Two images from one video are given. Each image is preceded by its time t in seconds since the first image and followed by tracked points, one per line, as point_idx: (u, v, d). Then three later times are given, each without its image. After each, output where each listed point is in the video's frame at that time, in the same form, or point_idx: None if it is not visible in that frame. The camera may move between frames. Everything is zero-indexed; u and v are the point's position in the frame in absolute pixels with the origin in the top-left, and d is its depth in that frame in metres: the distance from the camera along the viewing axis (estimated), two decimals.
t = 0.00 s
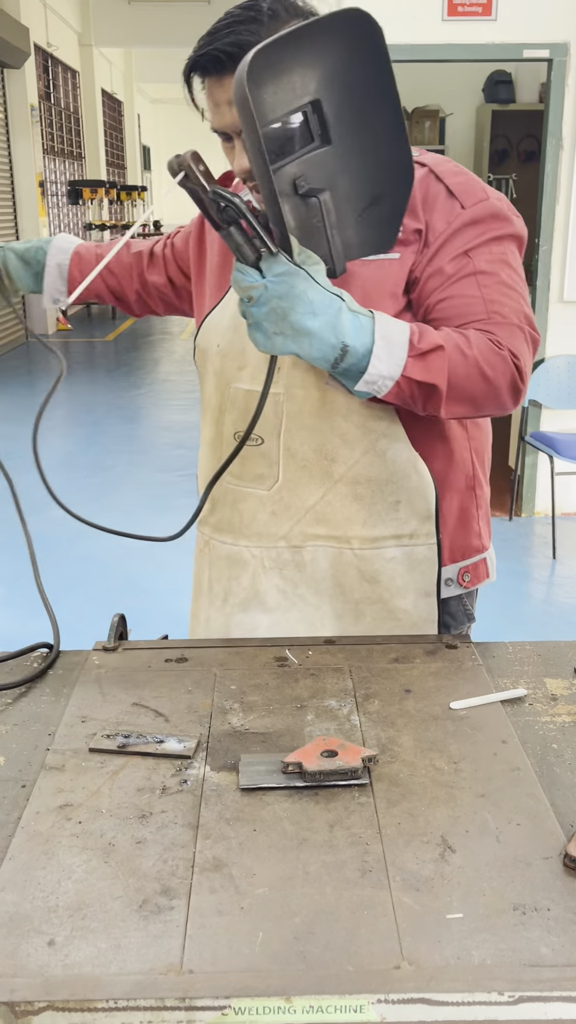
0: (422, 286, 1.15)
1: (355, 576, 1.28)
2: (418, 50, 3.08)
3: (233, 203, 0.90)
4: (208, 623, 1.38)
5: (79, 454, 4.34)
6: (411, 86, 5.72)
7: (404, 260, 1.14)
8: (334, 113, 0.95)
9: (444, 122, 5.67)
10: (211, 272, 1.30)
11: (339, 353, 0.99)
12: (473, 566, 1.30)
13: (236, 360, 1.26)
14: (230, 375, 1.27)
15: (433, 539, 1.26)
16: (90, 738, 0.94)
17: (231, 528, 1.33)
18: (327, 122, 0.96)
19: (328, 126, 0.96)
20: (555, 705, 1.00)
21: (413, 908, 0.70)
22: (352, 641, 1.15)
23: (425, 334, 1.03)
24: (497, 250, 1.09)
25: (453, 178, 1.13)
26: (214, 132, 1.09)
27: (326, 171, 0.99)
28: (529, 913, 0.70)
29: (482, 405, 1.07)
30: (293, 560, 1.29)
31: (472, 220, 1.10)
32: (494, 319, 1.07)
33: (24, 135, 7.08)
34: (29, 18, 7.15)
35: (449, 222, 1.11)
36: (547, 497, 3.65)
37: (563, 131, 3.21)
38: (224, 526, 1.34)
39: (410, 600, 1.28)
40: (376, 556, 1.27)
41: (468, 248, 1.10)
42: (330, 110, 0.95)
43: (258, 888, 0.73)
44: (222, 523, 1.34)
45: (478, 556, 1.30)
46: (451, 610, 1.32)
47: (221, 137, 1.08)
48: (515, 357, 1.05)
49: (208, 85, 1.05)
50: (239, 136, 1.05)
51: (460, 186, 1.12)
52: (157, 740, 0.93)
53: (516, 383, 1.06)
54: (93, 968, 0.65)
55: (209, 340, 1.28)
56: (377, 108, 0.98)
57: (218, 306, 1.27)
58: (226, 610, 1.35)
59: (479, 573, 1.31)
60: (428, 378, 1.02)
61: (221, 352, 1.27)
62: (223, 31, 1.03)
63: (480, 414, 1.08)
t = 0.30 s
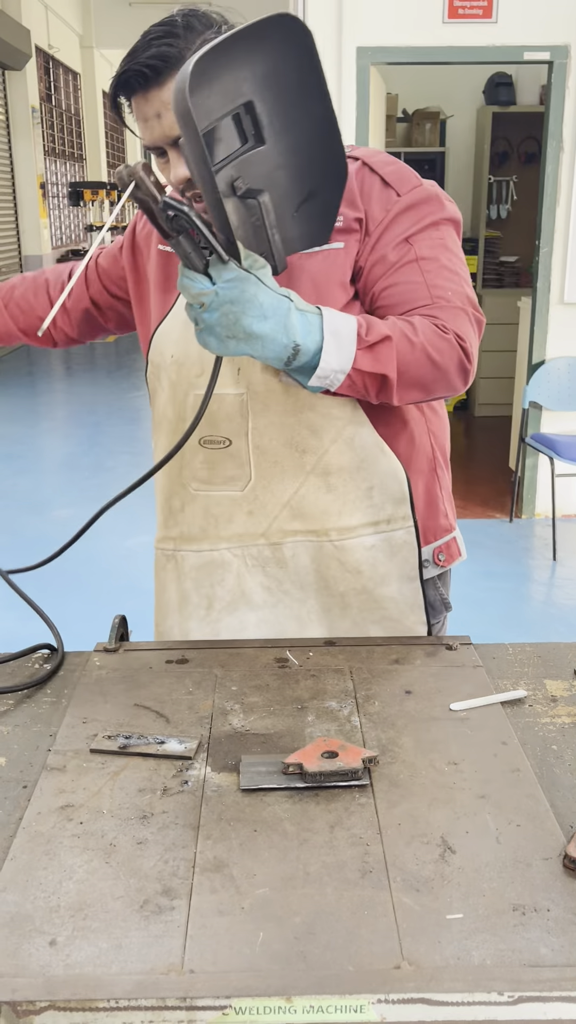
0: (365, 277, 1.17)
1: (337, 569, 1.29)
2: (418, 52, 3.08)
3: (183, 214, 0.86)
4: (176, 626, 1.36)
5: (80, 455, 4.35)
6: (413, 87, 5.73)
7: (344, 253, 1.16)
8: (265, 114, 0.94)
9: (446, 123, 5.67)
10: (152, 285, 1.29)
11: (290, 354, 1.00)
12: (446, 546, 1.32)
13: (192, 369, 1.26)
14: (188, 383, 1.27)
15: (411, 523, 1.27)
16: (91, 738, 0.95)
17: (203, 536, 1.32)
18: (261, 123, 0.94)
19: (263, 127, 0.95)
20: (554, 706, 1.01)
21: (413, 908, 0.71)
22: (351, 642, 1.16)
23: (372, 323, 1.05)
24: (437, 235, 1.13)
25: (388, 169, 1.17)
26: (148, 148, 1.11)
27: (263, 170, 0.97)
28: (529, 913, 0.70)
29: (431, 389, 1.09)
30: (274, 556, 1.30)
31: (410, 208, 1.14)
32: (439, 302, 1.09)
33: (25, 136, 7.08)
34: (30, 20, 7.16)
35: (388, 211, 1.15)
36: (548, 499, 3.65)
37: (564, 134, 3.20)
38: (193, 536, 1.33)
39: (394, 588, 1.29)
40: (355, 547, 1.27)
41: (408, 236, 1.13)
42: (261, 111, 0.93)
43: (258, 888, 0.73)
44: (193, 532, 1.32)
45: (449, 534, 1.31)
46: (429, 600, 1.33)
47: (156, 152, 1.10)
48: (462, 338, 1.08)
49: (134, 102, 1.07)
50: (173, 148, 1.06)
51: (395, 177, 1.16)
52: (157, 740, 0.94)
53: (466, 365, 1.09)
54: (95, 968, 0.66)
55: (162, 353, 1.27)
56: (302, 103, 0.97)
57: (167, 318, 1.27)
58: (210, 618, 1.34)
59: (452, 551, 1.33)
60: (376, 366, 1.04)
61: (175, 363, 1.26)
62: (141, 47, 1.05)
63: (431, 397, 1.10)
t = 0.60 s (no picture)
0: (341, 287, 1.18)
1: (328, 569, 1.29)
2: (419, 54, 3.09)
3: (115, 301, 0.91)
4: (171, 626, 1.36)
5: (81, 456, 4.35)
6: (414, 88, 5.73)
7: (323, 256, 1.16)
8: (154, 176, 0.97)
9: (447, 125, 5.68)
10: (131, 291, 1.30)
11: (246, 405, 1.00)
12: (429, 543, 1.33)
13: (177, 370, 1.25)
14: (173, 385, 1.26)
15: (402, 525, 1.26)
16: (93, 738, 0.95)
17: (195, 539, 1.32)
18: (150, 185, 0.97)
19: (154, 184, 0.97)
20: (555, 707, 1.01)
21: (415, 909, 0.71)
22: (351, 642, 1.17)
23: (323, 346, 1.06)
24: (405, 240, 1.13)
25: (364, 173, 1.17)
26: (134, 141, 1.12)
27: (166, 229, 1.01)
28: (531, 915, 0.70)
29: (389, 404, 1.09)
30: (266, 555, 1.31)
31: (383, 213, 1.14)
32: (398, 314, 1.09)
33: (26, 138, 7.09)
34: (32, 22, 7.16)
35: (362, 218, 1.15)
36: (548, 502, 3.64)
37: (565, 136, 3.21)
38: (185, 539, 1.33)
39: (383, 597, 1.29)
40: (347, 548, 1.28)
41: (377, 241, 1.13)
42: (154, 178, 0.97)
43: (259, 889, 0.73)
44: (185, 536, 1.32)
45: (431, 531, 1.33)
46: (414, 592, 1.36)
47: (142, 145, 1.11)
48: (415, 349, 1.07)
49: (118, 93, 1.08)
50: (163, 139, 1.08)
51: (372, 180, 1.15)
52: (160, 741, 0.94)
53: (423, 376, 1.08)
54: (97, 969, 0.66)
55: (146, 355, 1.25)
56: (189, 159, 1.00)
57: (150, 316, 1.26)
58: (204, 620, 1.35)
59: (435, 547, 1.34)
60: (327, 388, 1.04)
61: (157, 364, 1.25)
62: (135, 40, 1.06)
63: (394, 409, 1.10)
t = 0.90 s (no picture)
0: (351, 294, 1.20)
1: (336, 572, 1.29)
2: (420, 57, 3.09)
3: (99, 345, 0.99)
4: (176, 626, 1.36)
5: (81, 458, 4.36)
6: (415, 91, 5.74)
7: (339, 261, 1.18)
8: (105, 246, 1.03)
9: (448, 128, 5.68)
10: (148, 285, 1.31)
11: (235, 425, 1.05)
12: (434, 548, 1.33)
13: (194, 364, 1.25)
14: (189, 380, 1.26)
15: (412, 529, 1.27)
16: (93, 738, 0.95)
17: (205, 536, 1.31)
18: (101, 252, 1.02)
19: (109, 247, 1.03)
20: (555, 708, 1.01)
21: (414, 911, 0.71)
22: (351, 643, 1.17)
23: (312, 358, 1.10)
24: (412, 252, 1.15)
25: (381, 181, 1.18)
26: (161, 130, 1.11)
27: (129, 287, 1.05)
28: (531, 916, 0.70)
29: (374, 414, 1.11)
30: (276, 556, 1.31)
31: (396, 222, 1.16)
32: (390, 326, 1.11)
33: (27, 140, 7.09)
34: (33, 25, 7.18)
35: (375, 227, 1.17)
36: (549, 504, 3.64)
37: (565, 139, 3.21)
38: (193, 537, 1.32)
39: (392, 604, 1.30)
40: (355, 552, 1.28)
41: (384, 250, 1.15)
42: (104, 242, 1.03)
43: (260, 890, 0.73)
44: (194, 534, 1.31)
45: (437, 537, 1.33)
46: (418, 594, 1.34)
47: (170, 134, 1.11)
48: (402, 360, 1.09)
49: (153, 79, 1.07)
50: (195, 131, 1.08)
51: (389, 187, 1.17)
52: (160, 741, 0.94)
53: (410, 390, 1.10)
54: (97, 969, 0.66)
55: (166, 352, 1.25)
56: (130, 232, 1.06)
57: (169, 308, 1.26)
58: (211, 619, 1.34)
59: (439, 551, 1.35)
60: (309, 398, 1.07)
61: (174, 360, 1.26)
62: (175, 30, 1.06)
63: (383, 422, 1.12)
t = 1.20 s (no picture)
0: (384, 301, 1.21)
1: (349, 581, 1.30)
2: (420, 58, 3.09)
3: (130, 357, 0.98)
4: (183, 625, 1.35)
5: (81, 459, 4.37)
6: (416, 92, 5.74)
7: (377, 269, 1.18)
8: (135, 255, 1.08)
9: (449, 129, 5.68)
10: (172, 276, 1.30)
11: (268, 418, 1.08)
12: (444, 561, 1.36)
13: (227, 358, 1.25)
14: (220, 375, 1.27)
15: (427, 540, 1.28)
16: (94, 738, 0.95)
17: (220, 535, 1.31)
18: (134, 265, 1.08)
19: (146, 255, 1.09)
20: (556, 708, 1.01)
21: (414, 911, 0.71)
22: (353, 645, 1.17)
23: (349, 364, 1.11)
24: (451, 267, 1.17)
25: (422, 193, 1.19)
26: (219, 128, 1.10)
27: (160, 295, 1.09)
28: (531, 917, 0.71)
29: (406, 423, 1.13)
30: (288, 560, 1.31)
31: (438, 236, 1.17)
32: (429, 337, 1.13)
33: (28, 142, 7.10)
34: (33, 26, 7.18)
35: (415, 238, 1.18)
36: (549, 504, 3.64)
37: (566, 140, 3.21)
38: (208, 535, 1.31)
39: (399, 612, 1.30)
40: (372, 563, 1.29)
41: (424, 263, 1.16)
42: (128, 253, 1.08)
43: (260, 890, 0.73)
44: (209, 532, 1.31)
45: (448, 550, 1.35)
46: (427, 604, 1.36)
47: (231, 133, 1.10)
48: (440, 375, 1.11)
49: (219, 76, 1.06)
50: (261, 132, 1.08)
51: (430, 201, 1.18)
52: (160, 741, 0.94)
53: (446, 400, 1.12)
54: (98, 969, 0.66)
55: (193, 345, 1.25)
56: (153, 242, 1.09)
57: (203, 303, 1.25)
58: (218, 618, 1.34)
59: (448, 565, 1.37)
60: (345, 404, 1.09)
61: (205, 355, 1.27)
62: (245, 30, 1.05)
63: (416, 430, 1.15)
